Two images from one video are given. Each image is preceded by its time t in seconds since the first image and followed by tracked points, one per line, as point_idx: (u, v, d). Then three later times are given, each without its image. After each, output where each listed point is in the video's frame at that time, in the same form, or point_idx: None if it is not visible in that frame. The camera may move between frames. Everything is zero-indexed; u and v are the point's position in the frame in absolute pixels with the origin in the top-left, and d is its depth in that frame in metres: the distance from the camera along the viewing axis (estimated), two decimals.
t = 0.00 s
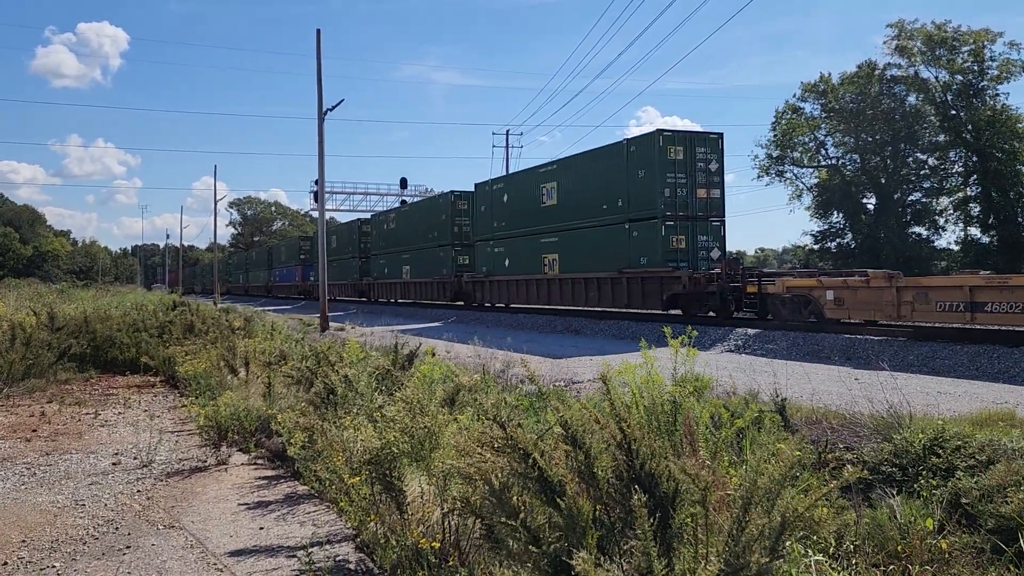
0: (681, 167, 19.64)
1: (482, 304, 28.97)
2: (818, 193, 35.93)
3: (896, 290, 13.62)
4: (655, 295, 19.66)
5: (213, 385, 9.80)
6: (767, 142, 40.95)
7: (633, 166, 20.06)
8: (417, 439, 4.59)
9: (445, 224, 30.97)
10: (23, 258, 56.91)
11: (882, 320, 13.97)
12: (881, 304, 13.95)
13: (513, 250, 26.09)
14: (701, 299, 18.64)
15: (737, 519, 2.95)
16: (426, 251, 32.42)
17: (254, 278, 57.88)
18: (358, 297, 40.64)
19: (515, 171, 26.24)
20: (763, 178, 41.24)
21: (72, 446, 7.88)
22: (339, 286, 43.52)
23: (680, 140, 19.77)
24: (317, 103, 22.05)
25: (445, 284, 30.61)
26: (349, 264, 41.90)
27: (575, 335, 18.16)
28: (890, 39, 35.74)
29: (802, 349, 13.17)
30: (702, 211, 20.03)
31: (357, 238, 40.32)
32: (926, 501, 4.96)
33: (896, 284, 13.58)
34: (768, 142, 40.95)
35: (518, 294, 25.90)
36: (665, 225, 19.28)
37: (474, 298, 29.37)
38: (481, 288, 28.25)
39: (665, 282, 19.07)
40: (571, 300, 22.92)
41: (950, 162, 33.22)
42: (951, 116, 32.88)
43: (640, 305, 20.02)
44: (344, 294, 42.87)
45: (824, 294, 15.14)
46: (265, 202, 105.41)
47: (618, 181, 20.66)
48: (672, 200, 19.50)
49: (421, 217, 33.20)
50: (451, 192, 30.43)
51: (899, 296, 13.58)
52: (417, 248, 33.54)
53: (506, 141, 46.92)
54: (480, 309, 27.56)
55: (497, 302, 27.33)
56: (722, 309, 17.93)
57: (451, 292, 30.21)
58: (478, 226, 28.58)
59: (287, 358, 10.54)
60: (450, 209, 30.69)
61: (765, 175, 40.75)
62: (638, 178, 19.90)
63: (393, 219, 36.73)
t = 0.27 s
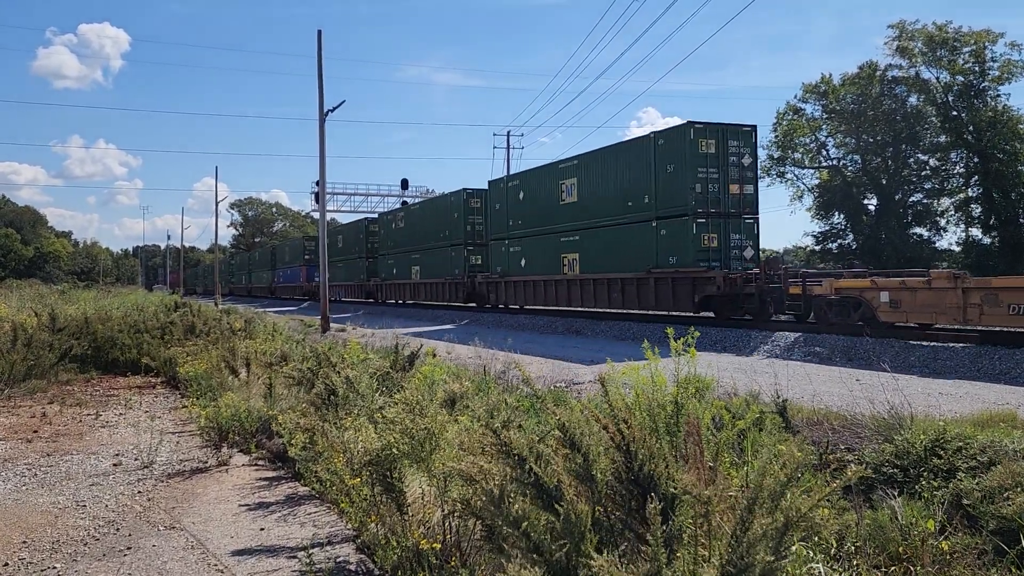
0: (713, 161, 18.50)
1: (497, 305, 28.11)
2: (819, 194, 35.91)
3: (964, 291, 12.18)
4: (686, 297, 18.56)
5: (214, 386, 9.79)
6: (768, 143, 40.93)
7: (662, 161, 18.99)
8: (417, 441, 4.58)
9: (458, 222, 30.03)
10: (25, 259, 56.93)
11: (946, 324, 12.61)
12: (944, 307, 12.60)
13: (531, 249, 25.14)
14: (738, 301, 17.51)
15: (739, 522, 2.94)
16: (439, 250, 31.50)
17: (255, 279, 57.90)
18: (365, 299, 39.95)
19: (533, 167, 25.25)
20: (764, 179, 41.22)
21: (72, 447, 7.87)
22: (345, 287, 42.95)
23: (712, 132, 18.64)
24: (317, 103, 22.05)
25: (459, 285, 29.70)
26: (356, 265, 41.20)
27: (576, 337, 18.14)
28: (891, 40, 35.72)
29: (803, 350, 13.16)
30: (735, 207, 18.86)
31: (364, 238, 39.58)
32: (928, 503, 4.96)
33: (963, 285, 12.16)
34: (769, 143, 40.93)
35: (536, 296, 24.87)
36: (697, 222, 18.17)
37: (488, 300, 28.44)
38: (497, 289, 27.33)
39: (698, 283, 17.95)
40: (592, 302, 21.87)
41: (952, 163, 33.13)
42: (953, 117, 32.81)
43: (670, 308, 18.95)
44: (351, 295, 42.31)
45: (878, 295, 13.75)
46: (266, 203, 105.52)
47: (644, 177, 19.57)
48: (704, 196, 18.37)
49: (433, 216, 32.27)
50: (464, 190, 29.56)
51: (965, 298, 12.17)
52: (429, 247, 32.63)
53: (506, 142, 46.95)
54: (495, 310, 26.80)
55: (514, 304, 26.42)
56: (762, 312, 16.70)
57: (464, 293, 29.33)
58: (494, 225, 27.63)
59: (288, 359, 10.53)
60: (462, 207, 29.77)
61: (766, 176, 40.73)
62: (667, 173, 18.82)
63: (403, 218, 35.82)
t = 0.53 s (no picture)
0: (749, 154, 17.36)
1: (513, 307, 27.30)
2: (820, 195, 35.91)
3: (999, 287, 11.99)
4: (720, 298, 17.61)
5: (215, 387, 9.81)
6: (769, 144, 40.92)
7: (692, 156, 17.89)
8: (418, 442, 4.58)
9: (472, 221, 29.12)
10: (27, 259, 57.03)
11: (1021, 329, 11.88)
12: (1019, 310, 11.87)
13: (549, 249, 24.16)
14: (778, 303, 16.56)
15: (738, 522, 2.94)
16: (451, 250, 30.63)
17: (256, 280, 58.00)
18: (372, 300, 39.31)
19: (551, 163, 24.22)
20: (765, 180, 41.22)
21: (73, 448, 7.89)
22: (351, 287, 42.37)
23: (747, 124, 17.52)
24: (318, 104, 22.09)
25: (472, 286, 28.92)
26: (363, 265, 40.54)
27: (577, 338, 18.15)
28: (892, 41, 35.69)
29: (805, 351, 13.16)
30: (772, 203, 17.66)
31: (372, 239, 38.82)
32: (929, 504, 4.95)
33: None
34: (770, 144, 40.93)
35: (555, 297, 23.87)
36: (732, 219, 17.06)
37: (504, 301, 27.56)
38: (513, 290, 26.47)
39: (734, 284, 16.99)
40: (618, 304, 20.82)
41: (953, 164, 33.04)
42: (954, 118, 32.77)
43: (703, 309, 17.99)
44: (357, 296, 41.65)
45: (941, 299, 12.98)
46: (267, 204, 105.67)
47: (673, 171, 18.46)
48: (739, 191, 17.23)
49: (446, 214, 31.35)
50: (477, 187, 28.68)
51: None
52: (440, 246, 31.74)
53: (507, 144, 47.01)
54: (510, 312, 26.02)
55: (531, 305, 25.47)
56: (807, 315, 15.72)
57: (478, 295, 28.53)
58: (511, 223, 26.64)
59: (289, 360, 10.54)
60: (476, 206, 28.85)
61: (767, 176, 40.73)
62: (697, 167, 17.70)
63: (413, 217, 34.98)
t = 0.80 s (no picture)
0: (790, 145, 16.29)
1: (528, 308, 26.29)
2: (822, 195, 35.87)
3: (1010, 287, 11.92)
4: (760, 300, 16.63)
5: (217, 387, 9.81)
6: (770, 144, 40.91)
7: (728, 147, 16.82)
8: (420, 441, 4.59)
9: (485, 218, 28.03)
10: (29, 260, 57.10)
11: None
12: None
13: (567, 247, 23.05)
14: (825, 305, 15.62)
15: (737, 522, 2.94)
16: (464, 248, 29.55)
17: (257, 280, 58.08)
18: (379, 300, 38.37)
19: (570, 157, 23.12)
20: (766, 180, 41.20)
21: (75, 449, 7.89)
22: (357, 287, 41.46)
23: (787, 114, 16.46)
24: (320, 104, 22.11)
25: (486, 286, 27.90)
26: (370, 265, 39.59)
27: (579, 338, 18.14)
28: (893, 41, 35.64)
29: (807, 351, 13.15)
30: (813, 197, 16.62)
31: (379, 237, 37.83)
32: (931, 504, 4.95)
33: None
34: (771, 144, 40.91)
35: (575, 298, 22.76)
36: (771, 215, 15.98)
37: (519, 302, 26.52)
38: (529, 291, 25.44)
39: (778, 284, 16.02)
40: (643, 305, 19.86)
41: (955, 164, 32.95)
42: (956, 118, 32.71)
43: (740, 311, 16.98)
44: (364, 296, 40.71)
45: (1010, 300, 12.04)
46: (269, 204, 105.72)
47: (707, 164, 17.36)
48: (778, 185, 16.18)
49: (458, 212, 30.23)
50: (491, 183, 27.64)
51: None
52: (452, 245, 30.70)
53: (509, 143, 46.98)
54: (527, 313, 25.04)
55: (549, 306, 24.40)
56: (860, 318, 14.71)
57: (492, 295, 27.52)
58: (526, 221, 25.52)
59: (290, 361, 10.55)
60: (489, 203, 27.80)
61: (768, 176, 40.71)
62: (734, 159, 16.61)
63: (423, 215, 33.95)
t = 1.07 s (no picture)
0: (837, 136, 15.43)
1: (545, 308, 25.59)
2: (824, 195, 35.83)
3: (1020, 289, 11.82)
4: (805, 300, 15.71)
5: (219, 387, 9.82)
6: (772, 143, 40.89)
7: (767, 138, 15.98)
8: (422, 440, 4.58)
9: (500, 216, 27.27)
10: (31, 260, 57.17)
11: None
12: None
13: (589, 245, 22.23)
14: (878, 306, 14.65)
15: (740, 521, 2.93)
16: (478, 247, 28.80)
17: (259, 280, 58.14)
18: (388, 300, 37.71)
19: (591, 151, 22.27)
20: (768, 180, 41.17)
21: (77, 448, 7.90)
22: (365, 287, 40.84)
23: (834, 102, 15.58)
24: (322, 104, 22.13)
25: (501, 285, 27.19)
26: (378, 264, 38.88)
27: (580, 337, 18.14)
28: (895, 40, 35.62)
29: (809, 350, 13.13)
30: (861, 191, 15.79)
31: (387, 236, 37.33)
32: (933, 504, 4.93)
33: None
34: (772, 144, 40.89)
35: (598, 298, 21.92)
36: (817, 210, 15.11)
37: (536, 302, 25.80)
38: (547, 290, 24.72)
39: (823, 283, 15.15)
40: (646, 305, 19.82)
41: (957, 164, 32.90)
42: (958, 118, 32.67)
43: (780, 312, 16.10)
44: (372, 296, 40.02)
45: None
46: (271, 204, 105.80)
47: (745, 156, 16.50)
48: (825, 178, 15.34)
49: (472, 209, 29.46)
50: (506, 179, 26.99)
51: None
52: (465, 243, 30.01)
53: (511, 142, 46.98)
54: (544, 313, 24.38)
55: (568, 306, 23.64)
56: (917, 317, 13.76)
57: (508, 295, 26.82)
58: (544, 217, 24.71)
59: (292, 361, 10.55)
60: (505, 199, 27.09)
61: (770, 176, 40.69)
62: (775, 151, 15.77)
63: (434, 213, 33.24)
